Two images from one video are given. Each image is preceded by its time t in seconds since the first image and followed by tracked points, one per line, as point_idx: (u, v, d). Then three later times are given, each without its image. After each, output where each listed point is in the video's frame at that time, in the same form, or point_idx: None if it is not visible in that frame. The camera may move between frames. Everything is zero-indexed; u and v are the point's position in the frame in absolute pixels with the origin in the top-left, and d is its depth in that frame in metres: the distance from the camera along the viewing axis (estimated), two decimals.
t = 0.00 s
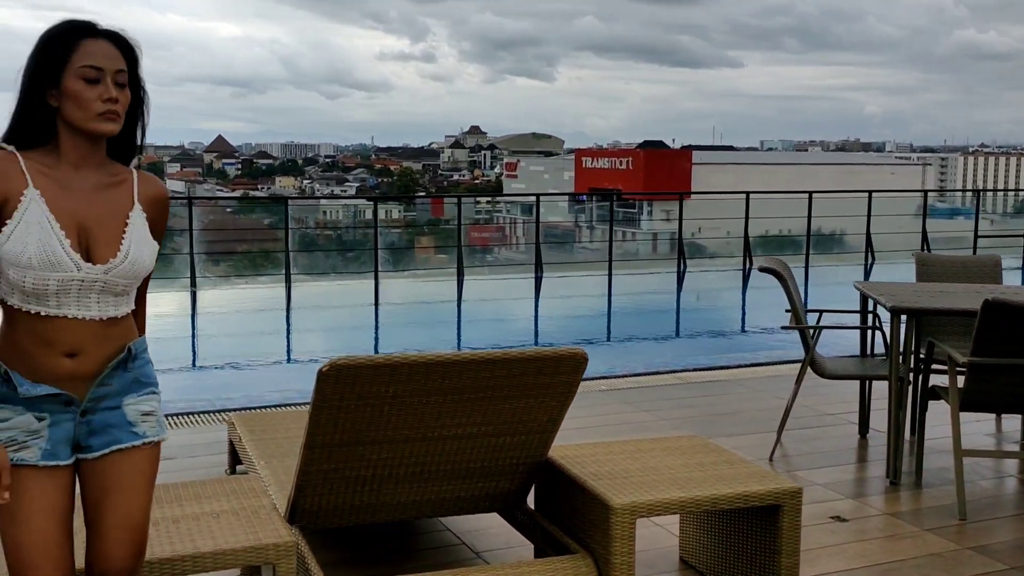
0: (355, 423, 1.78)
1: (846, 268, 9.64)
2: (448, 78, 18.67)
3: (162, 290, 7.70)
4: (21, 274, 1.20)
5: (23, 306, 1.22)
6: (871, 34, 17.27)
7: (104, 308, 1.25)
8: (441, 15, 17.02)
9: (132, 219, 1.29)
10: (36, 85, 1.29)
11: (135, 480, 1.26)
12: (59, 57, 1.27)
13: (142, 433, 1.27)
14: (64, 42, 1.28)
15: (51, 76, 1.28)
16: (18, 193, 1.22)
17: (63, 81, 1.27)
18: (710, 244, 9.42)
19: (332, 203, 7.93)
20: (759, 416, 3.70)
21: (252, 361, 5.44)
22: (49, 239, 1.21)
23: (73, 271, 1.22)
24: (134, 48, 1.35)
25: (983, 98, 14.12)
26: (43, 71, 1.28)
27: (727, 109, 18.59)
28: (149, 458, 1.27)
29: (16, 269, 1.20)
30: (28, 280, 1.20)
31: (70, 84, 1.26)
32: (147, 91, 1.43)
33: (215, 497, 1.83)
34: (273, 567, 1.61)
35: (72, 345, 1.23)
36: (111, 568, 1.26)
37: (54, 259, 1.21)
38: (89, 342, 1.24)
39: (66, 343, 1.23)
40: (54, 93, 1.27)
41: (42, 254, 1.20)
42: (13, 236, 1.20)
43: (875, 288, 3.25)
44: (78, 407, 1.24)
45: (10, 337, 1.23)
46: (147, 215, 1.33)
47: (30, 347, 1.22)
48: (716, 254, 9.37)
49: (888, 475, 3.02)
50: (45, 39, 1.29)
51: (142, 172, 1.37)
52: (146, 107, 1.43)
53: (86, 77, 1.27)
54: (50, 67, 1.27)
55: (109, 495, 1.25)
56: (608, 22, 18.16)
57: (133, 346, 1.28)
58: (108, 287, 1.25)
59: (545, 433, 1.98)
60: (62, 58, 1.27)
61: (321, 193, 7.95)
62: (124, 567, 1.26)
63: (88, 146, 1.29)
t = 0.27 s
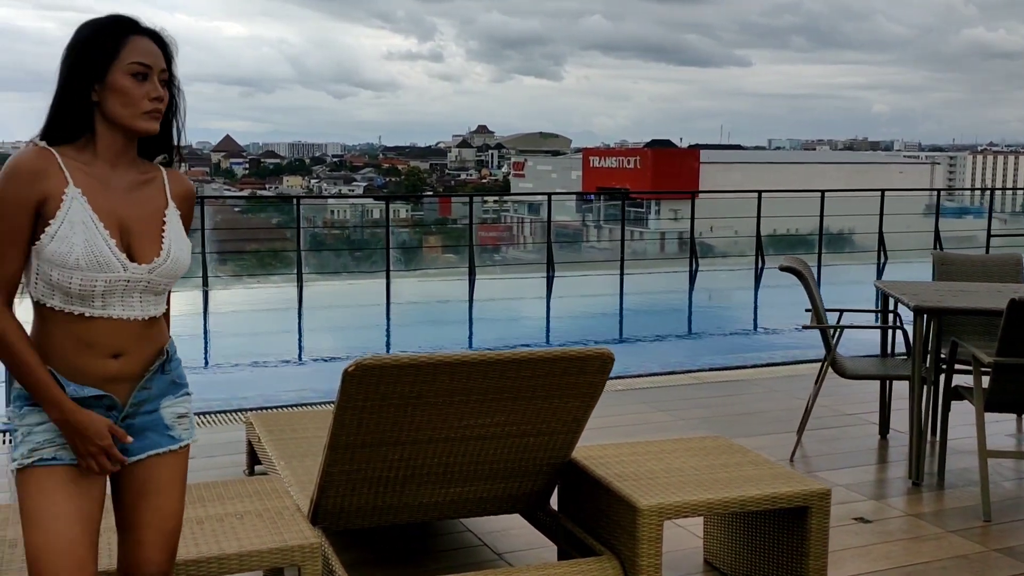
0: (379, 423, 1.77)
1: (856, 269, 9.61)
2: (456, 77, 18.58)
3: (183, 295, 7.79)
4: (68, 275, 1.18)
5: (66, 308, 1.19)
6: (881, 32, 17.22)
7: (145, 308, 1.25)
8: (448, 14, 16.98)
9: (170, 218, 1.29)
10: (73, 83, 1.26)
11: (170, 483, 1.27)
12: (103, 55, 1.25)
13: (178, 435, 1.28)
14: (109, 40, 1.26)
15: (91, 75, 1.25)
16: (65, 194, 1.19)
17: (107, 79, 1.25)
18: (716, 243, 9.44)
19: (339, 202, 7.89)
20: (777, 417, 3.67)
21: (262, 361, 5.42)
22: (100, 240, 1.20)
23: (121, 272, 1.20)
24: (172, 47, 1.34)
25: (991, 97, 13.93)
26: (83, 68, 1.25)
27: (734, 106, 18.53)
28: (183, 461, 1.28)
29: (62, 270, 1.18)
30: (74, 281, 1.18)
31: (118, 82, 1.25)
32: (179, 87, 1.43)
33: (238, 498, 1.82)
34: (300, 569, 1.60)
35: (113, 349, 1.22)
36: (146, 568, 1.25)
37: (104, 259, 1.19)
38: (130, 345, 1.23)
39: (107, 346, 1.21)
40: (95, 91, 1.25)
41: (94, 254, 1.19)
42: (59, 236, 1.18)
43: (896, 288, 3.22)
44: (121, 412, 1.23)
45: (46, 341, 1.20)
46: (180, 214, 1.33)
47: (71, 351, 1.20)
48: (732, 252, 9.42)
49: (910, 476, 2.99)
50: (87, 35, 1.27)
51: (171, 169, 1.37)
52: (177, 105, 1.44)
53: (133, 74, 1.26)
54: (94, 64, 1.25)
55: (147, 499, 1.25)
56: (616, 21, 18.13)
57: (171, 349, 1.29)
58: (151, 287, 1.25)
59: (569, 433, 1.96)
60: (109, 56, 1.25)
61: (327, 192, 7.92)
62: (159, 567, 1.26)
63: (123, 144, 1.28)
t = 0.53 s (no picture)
0: (403, 426, 1.76)
1: (869, 269, 9.65)
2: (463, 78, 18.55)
3: (197, 298, 7.82)
4: (112, 279, 1.18)
5: (109, 314, 1.19)
6: (888, 33, 17.20)
7: (184, 310, 1.26)
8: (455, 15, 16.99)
9: (199, 220, 1.30)
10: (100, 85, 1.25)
11: (201, 487, 1.27)
12: (131, 56, 1.25)
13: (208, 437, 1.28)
14: (136, 40, 1.26)
15: (119, 78, 1.24)
16: (108, 199, 1.19)
17: (138, 83, 1.25)
18: (720, 244, 9.36)
19: (345, 203, 7.93)
20: (794, 420, 3.66)
21: (273, 363, 5.42)
22: (145, 243, 1.20)
23: (167, 274, 1.21)
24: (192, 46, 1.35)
25: (997, 98, 13.87)
26: (111, 70, 1.25)
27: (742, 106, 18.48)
28: (212, 464, 1.28)
29: (107, 275, 1.18)
30: (117, 285, 1.18)
31: (152, 84, 1.25)
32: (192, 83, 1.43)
33: (261, 501, 1.81)
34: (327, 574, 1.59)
35: (154, 353, 1.22)
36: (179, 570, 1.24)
37: (152, 263, 1.20)
38: (169, 348, 1.24)
39: (150, 350, 1.22)
40: (125, 92, 1.24)
41: (139, 259, 1.19)
42: (107, 240, 1.17)
43: (915, 290, 3.20)
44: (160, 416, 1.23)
45: (86, 349, 1.19)
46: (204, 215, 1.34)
47: (113, 357, 1.20)
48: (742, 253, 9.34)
49: (930, 480, 2.97)
50: (113, 37, 1.26)
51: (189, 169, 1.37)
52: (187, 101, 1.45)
53: (167, 76, 1.26)
54: (123, 65, 1.24)
55: (179, 505, 1.24)
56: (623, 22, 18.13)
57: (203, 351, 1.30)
58: (190, 288, 1.26)
59: (593, 437, 1.95)
60: (137, 57, 1.25)
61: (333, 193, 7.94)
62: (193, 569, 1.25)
63: (150, 146, 1.28)
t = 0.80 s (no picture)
0: (427, 428, 1.76)
1: (878, 268, 9.73)
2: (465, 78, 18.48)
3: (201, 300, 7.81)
4: (155, 288, 1.18)
5: (151, 322, 1.20)
6: (888, 33, 17.25)
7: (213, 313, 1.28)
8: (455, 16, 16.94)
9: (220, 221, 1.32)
10: (121, 90, 1.24)
11: (229, 489, 1.28)
12: (151, 59, 1.24)
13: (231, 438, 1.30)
14: (153, 44, 1.25)
15: (141, 83, 1.23)
16: (150, 208, 1.19)
17: (163, 86, 1.24)
18: (720, 245, 9.29)
19: (346, 204, 7.97)
20: (807, 420, 3.65)
21: (279, 364, 5.42)
22: (186, 250, 1.21)
23: (207, 279, 1.23)
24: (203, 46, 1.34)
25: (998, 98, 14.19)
26: (131, 74, 1.23)
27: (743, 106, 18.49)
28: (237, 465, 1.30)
29: (153, 285, 1.18)
30: (158, 292, 1.18)
31: (181, 90, 1.25)
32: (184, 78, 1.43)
33: (286, 504, 1.81)
34: None
35: (192, 358, 1.24)
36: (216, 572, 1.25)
37: (195, 269, 1.21)
38: (199, 351, 1.26)
39: (188, 356, 1.24)
40: (149, 96, 1.23)
41: (181, 266, 1.20)
42: (153, 249, 1.18)
43: (929, 290, 3.20)
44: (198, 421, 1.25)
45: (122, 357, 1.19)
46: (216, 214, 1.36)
47: (153, 364, 1.21)
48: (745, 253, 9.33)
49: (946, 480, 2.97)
50: (130, 39, 1.24)
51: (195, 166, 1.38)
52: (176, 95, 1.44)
53: (194, 80, 1.26)
54: (144, 69, 1.23)
55: (209, 511, 1.25)
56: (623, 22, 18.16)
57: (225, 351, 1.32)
58: (220, 292, 1.28)
59: (615, 440, 1.94)
60: (157, 60, 1.24)
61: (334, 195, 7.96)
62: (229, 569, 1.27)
63: (171, 149, 1.29)
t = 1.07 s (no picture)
0: (463, 427, 1.76)
1: (885, 267, 9.79)
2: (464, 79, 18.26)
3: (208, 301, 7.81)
4: (207, 295, 1.17)
5: (199, 328, 1.19)
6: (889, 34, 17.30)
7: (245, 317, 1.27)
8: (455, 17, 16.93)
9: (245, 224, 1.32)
10: (155, 93, 1.25)
11: (258, 494, 1.27)
12: (181, 58, 1.25)
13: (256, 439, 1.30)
14: (176, 41, 1.26)
15: (175, 84, 1.25)
16: (201, 216, 1.18)
17: (201, 87, 1.26)
18: (726, 244, 9.33)
19: (348, 206, 7.96)
20: (825, 418, 3.67)
21: (290, 365, 5.43)
22: (234, 256, 1.20)
23: (249, 283, 1.23)
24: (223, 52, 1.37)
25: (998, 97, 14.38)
26: (163, 74, 1.24)
27: (745, 106, 18.57)
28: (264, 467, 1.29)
29: (206, 291, 1.17)
30: (212, 297, 1.18)
31: (220, 90, 1.28)
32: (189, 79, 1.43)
33: (321, 502, 1.82)
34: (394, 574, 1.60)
35: (230, 361, 1.24)
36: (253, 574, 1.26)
37: (242, 274, 1.21)
38: (234, 352, 1.26)
39: (227, 360, 1.24)
40: (184, 98, 1.25)
41: (231, 269, 1.19)
42: (207, 254, 1.17)
43: (949, 288, 3.21)
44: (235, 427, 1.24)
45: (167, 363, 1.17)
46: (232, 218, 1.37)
47: (196, 369, 1.19)
48: (752, 253, 9.34)
49: (969, 477, 2.98)
50: (156, 39, 1.25)
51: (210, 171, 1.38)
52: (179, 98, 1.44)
53: (230, 84, 1.29)
54: (176, 69, 1.24)
55: (245, 515, 1.25)
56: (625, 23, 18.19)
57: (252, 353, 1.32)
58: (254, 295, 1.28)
59: (647, 439, 1.95)
60: (189, 61, 1.26)
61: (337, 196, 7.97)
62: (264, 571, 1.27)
63: (199, 152, 1.30)
